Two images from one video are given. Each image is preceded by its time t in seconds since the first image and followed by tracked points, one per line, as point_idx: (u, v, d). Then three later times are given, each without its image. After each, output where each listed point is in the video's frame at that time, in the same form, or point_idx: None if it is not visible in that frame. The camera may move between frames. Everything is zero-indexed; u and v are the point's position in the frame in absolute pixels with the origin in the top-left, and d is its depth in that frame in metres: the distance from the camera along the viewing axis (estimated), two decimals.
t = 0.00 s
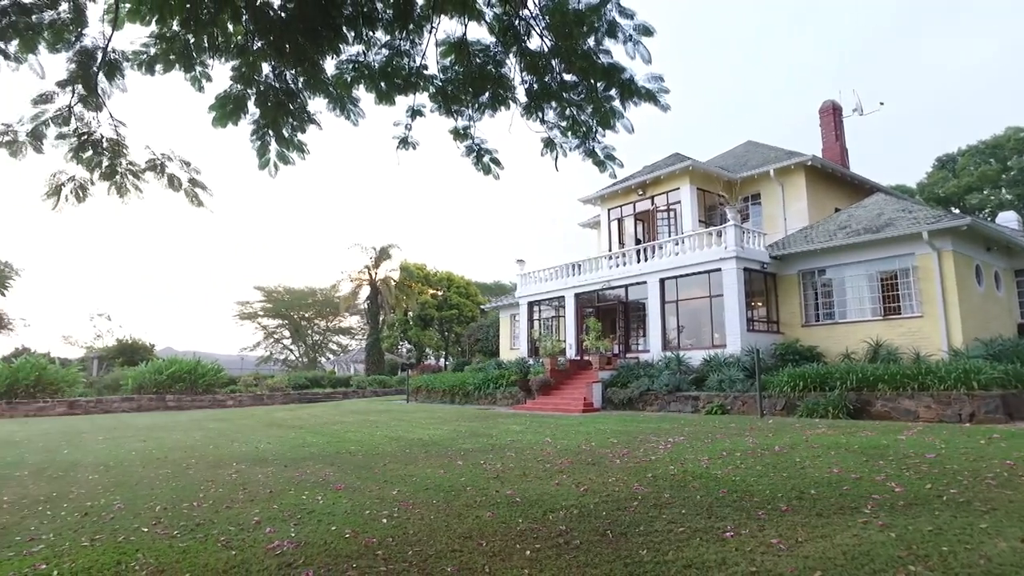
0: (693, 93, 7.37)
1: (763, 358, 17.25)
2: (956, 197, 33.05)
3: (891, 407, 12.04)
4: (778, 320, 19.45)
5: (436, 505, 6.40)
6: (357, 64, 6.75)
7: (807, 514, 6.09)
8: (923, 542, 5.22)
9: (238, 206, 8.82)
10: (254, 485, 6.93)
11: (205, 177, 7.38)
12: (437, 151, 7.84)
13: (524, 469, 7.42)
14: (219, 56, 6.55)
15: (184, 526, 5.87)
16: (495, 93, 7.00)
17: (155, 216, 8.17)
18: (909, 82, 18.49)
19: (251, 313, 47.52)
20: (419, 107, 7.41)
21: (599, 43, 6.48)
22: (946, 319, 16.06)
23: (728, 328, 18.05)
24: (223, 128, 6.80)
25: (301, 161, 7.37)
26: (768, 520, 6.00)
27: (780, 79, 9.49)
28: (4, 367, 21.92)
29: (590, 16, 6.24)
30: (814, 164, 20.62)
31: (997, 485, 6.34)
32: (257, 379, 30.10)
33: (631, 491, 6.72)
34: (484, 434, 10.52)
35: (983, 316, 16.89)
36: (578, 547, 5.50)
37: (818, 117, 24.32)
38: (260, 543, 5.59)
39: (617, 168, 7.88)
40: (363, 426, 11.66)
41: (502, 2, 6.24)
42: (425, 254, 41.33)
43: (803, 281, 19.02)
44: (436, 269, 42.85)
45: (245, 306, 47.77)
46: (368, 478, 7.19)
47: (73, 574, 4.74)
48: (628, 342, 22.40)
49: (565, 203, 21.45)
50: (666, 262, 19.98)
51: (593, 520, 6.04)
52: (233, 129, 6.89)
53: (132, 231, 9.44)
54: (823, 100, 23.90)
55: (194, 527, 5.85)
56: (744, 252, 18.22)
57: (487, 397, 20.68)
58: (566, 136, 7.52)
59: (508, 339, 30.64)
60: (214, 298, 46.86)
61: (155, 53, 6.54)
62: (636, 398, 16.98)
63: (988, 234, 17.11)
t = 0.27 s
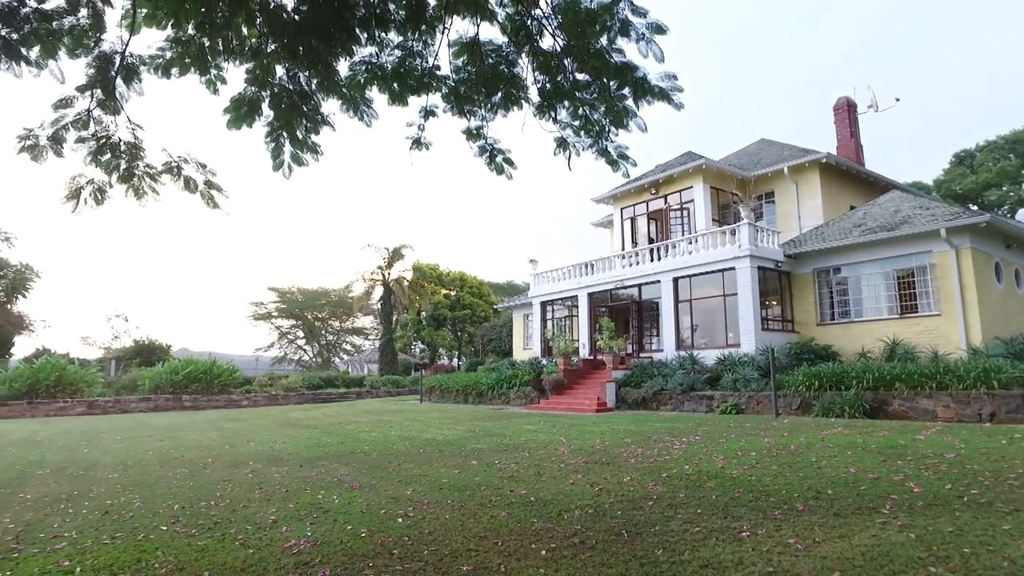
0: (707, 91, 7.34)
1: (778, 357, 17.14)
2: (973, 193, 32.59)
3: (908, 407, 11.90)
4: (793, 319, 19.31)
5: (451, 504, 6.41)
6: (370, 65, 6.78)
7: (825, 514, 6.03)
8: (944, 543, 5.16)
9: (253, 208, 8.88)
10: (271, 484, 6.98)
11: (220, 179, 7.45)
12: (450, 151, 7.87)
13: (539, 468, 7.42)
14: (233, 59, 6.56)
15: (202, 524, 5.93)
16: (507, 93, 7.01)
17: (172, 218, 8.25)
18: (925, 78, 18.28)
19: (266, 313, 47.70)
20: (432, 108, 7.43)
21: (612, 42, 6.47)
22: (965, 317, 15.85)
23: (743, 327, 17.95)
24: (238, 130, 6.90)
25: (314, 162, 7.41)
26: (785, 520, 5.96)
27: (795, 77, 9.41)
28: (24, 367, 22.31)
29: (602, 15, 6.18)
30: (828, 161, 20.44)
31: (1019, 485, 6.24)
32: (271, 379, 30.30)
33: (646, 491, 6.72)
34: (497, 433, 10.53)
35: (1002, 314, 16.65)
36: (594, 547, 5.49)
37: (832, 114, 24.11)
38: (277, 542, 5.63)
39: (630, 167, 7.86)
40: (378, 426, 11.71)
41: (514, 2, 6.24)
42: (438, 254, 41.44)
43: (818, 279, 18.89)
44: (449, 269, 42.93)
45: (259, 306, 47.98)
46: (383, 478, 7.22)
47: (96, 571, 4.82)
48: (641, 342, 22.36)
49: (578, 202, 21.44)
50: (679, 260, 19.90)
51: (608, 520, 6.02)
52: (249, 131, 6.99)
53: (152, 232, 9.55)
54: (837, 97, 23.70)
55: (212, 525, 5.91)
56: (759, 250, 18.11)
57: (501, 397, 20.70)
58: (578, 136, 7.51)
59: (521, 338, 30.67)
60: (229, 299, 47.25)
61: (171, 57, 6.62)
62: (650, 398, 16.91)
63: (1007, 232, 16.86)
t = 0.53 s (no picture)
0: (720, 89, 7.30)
1: (793, 356, 17.03)
2: (991, 190, 32.16)
3: (925, 406, 11.78)
4: (808, 318, 19.20)
5: (466, 504, 6.42)
6: (383, 66, 6.78)
7: (842, 515, 5.98)
8: (965, 545, 5.09)
9: (269, 209, 8.95)
10: (286, 484, 7.02)
11: (235, 181, 7.52)
12: (463, 151, 7.89)
13: (553, 468, 7.42)
14: (247, 62, 6.60)
15: (219, 523, 5.98)
16: (520, 93, 7.02)
17: (188, 220, 8.34)
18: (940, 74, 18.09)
19: (279, 314, 47.85)
20: (444, 108, 7.44)
21: (625, 41, 6.43)
22: (983, 316, 15.64)
23: (757, 326, 17.85)
24: (252, 132, 6.93)
25: (328, 163, 7.45)
26: (802, 520, 5.92)
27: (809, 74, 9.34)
28: (44, 368, 22.68)
29: (614, 14, 6.12)
30: (842, 159, 20.27)
31: None
32: (286, 379, 30.49)
33: (661, 491, 6.70)
34: (511, 433, 10.52)
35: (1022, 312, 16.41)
36: (609, 547, 5.47)
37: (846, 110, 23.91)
38: (294, 540, 5.66)
39: (643, 166, 7.85)
40: (393, 426, 11.75)
41: (525, 2, 6.26)
42: (450, 254, 41.54)
43: (833, 278, 18.76)
44: (461, 269, 43.01)
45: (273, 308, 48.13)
46: (397, 478, 7.24)
47: (117, 568, 4.89)
48: (654, 341, 22.33)
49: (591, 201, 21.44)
50: (692, 259, 19.81)
51: (623, 520, 6.01)
52: (263, 133, 7.03)
53: (171, 234, 9.66)
54: (851, 93, 23.50)
55: (229, 524, 5.96)
56: (772, 249, 17.98)
57: (514, 397, 20.72)
58: (591, 135, 7.51)
59: (534, 338, 30.70)
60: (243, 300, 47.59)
61: (186, 60, 6.69)
62: (664, 398, 16.85)
63: None
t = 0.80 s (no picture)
0: (734, 88, 7.27)
1: (807, 355, 16.91)
2: (1008, 187, 31.71)
3: (944, 406, 11.63)
4: (823, 316, 19.07)
5: (480, 503, 6.42)
6: (395, 67, 6.80)
7: (860, 515, 5.92)
8: (986, 546, 5.02)
9: (284, 210, 9.00)
10: (302, 483, 7.06)
11: (250, 182, 7.58)
12: (476, 151, 7.91)
13: (567, 467, 7.42)
14: (261, 64, 6.66)
15: (236, 522, 6.04)
16: (532, 92, 7.04)
17: (204, 222, 8.40)
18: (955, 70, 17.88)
19: (293, 315, 48.17)
20: (457, 108, 7.46)
21: (638, 39, 6.43)
22: (1003, 314, 15.42)
23: (771, 325, 17.75)
24: (266, 134, 6.93)
25: (341, 164, 7.48)
26: (819, 520, 5.87)
27: (824, 71, 9.27)
28: (63, 368, 23.02)
29: (626, 12, 6.13)
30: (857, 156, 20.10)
31: None
32: (299, 379, 30.67)
33: (675, 491, 6.68)
34: (524, 433, 10.52)
35: None
36: (624, 546, 5.45)
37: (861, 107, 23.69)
38: (310, 539, 5.70)
39: (655, 164, 7.82)
40: (407, 425, 11.77)
41: (538, 2, 6.24)
42: (462, 254, 41.62)
43: (848, 276, 18.60)
44: (474, 269, 43.07)
45: (287, 308, 48.51)
46: (411, 477, 7.26)
47: (136, 566, 4.95)
48: (668, 340, 22.27)
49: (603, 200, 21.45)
50: (705, 258, 19.73)
51: (638, 519, 5.99)
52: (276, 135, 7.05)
53: (189, 235, 9.78)
54: (866, 90, 23.30)
55: (245, 523, 6.01)
56: (786, 247, 17.86)
57: (527, 396, 20.72)
58: (604, 134, 7.48)
59: (547, 338, 30.67)
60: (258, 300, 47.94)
61: (200, 64, 6.72)
62: (677, 397, 16.78)
63: None
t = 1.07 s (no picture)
0: (747, 86, 7.24)
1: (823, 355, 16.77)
2: None
3: (963, 405, 11.48)
4: (839, 315, 18.93)
5: (495, 502, 6.42)
6: (408, 68, 6.82)
7: (878, 515, 5.85)
8: (1009, 547, 4.94)
9: (300, 210, 9.06)
10: (318, 483, 7.10)
11: (266, 184, 7.60)
12: (489, 151, 7.94)
13: (582, 467, 7.41)
14: (276, 66, 6.72)
15: (254, 520, 6.09)
16: (545, 92, 7.05)
17: (220, 223, 8.47)
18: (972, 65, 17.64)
19: (307, 316, 48.27)
20: (470, 108, 7.48)
21: (651, 37, 6.41)
22: None
23: (786, 324, 17.62)
24: (280, 135, 7.04)
25: (355, 165, 7.52)
26: (837, 520, 5.81)
27: (839, 67, 9.18)
28: (83, 368, 23.37)
29: (639, 10, 6.12)
30: (873, 153, 19.89)
31: None
32: (314, 380, 30.86)
33: (691, 491, 6.64)
34: (539, 432, 10.51)
35: None
36: (640, 546, 5.43)
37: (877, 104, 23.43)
38: (327, 537, 5.74)
39: (669, 164, 7.76)
40: (421, 425, 11.79)
41: (551, 1, 6.24)
42: (475, 255, 41.67)
43: (864, 274, 18.44)
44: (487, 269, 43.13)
45: (301, 309, 48.62)
46: (427, 477, 7.28)
47: (157, 563, 5.01)
48: (682, 339, 22.20)
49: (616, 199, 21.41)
50: (720, 257, 19.61)
51: (655, 518, 5.97)
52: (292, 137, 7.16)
53: (208, 236, 9.90)
54: (882, 86, 23.04)
55: (262, 522, 6.05)
56: (802, 246, 17.72)
57: (541, 396, 20.71)
58: (617, 133, 7.48)
59: (560, 338, 30.67)
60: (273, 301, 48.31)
61: (217, 67, 6.83)
62: (692, 397, 16.71)
63: None
